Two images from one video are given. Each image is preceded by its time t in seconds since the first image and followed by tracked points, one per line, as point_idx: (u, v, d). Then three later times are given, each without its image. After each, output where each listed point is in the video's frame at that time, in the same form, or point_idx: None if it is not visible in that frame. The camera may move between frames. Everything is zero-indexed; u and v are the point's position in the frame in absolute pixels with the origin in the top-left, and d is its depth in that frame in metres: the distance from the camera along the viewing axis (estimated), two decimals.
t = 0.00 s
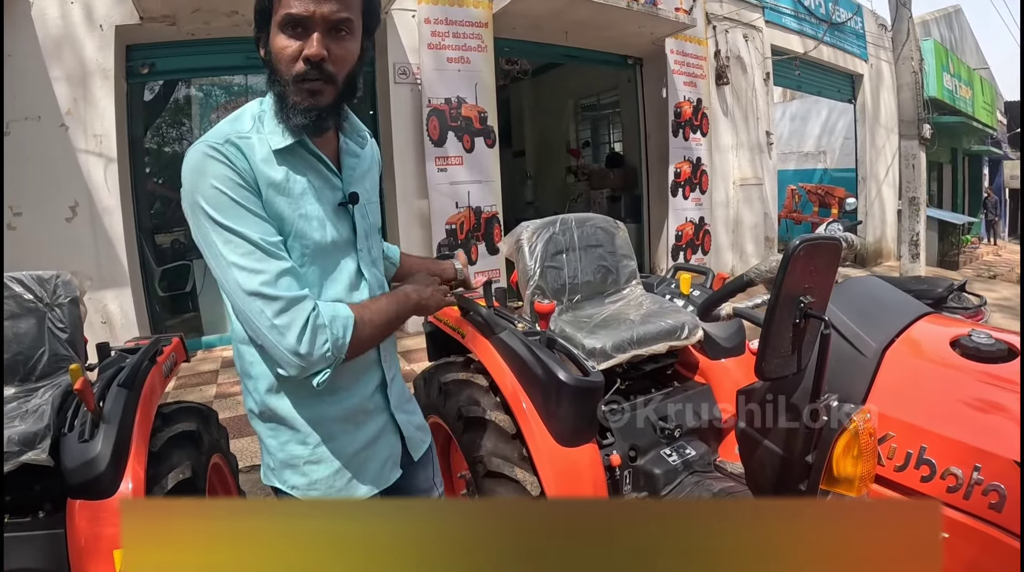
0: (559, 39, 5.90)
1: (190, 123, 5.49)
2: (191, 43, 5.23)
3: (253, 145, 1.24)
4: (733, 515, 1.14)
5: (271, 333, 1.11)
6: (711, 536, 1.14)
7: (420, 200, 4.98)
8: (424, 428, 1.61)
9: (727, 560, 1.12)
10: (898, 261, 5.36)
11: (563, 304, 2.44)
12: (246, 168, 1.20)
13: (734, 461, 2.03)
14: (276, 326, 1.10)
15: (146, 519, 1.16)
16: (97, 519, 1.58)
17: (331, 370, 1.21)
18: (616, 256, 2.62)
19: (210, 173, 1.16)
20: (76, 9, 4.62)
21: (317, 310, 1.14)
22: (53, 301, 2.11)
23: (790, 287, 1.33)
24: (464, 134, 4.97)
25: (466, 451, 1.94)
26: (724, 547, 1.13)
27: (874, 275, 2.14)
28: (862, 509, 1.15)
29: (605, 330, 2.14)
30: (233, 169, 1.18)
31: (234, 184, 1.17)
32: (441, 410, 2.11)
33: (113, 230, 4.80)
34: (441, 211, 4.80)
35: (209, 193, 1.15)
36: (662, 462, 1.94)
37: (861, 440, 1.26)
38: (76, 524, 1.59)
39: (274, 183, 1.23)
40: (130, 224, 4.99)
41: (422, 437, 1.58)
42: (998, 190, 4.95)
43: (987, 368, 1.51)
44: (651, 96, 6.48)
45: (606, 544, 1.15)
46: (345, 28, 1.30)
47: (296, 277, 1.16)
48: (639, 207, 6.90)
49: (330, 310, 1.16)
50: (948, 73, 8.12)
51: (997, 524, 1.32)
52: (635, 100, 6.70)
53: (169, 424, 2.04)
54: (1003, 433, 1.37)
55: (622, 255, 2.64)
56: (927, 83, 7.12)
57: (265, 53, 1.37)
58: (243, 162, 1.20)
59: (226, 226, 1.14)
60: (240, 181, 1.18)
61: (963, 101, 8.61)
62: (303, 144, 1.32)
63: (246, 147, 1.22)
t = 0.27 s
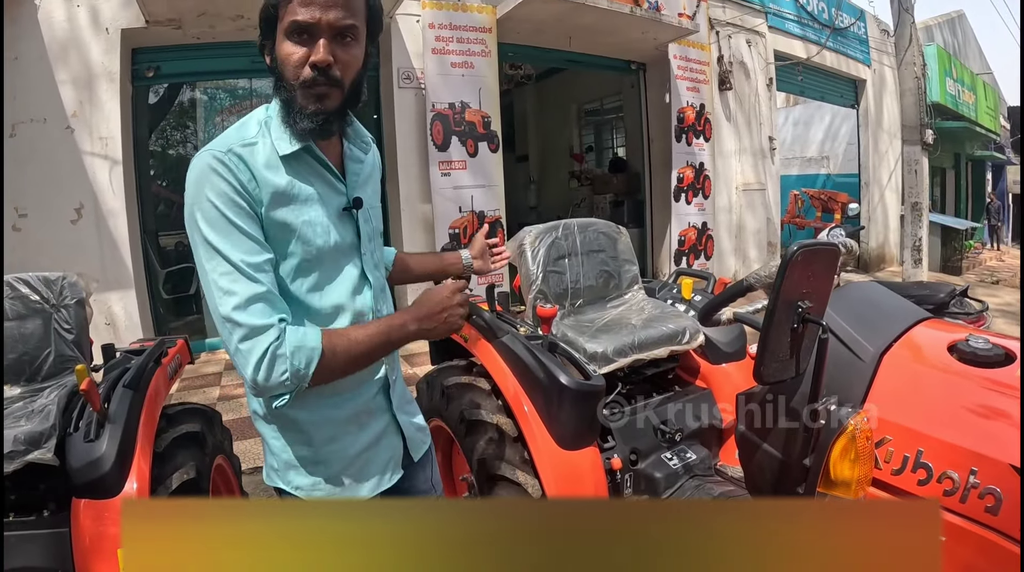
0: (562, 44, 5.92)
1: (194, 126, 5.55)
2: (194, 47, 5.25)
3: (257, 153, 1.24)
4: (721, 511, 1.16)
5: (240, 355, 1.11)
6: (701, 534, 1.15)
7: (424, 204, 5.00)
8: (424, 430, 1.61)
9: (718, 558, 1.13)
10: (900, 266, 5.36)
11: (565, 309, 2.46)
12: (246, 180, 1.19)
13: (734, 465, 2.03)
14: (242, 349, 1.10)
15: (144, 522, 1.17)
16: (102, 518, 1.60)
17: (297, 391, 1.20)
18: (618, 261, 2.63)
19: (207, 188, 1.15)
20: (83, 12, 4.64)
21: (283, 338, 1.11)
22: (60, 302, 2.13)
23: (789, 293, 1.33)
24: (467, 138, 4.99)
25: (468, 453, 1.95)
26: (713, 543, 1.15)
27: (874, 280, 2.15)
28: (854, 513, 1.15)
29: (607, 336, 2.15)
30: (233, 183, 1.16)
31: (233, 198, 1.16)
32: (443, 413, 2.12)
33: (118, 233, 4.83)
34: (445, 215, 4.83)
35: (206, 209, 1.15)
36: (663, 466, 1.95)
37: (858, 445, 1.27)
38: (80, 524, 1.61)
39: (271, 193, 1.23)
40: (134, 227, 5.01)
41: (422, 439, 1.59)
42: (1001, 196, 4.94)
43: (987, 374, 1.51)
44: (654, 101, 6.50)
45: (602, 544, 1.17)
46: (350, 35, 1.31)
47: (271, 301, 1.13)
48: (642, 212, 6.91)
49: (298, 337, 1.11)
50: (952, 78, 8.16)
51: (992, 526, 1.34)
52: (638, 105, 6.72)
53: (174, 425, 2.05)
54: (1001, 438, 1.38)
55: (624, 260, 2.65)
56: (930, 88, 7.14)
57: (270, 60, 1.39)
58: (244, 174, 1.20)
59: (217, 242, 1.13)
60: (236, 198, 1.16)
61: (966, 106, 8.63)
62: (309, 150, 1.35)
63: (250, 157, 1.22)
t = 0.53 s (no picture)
0: (566, 49, 5.95)
1: (197, 127, 5.74)
2: (199, 49, 5.47)
3: (258, 163, 1.26)
4: (720, 513, 1.17)
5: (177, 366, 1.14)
6: (700, 535, 1.17)
7: (427, 207, 5.03)
8: (427, 431, 1.62)
9: (718, 558, 1.15)
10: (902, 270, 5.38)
11: (566, 314, 2.47)
12: (243, 193, 1.21)
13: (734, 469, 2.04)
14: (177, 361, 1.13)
15: (147, 522, 1.18)
16: (109, 519, 1.62)
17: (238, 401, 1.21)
18: (620, 266, 2.65)
19: (198, 200, 1.17)
20: (88, 15, 4.77)
21: (199, 357, 1.10)
22: (68, 303, 2.14)
23: (787, 301, 1.35)
24: (471, 142, 5.01)
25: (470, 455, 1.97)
26: (713, 544, 1.16)
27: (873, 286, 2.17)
28: (855, 515, 1.17)
29: (607, 340, 2.16)
30: (225, 195, 1.18)
31: (223, 211, 1.17)
32: (445, 416, 2.14)
33: (122, 234, 4.80)
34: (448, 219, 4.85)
35: (193, 220, 1.17)
36: (664, 469, 1.96)
37: (853, 449, 1.30)
38: (86, 523, 1.62)
39: (267, 205, 1.25)
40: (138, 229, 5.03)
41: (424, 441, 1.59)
42: (1003, 201, 4.95)
43: (984, 380, 1.53)
44: (657, 106, 6.52)
45: (603, 546, 1.18)
46: (354, 46, 1.34)
47: (206, 318, 1.14)
48: (644, 216, 6.91)
49: (209, 358, 1.10)
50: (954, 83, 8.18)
51: (986, 530, 1.35)
52: (641, 110, 6.74)
53: (179, 426, 2.07)
54: (996, 443, 1.40)
55: (626, 265, 2.67)
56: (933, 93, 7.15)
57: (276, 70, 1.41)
58: (241, 186, 1.21)
59: (194, 254, 1.16)
60: (228, 213, 1.18)
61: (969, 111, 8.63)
62: (314, 157, 1.37)
63: (249, 168, 1.24)
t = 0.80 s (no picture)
0: (567, 52, 5.97)
1: (199, 128, 5.54)
2: (205, 51, 5.32)
3: (245, 165, 1.28)
4: (720, 513, 1.18)
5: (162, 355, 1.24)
6: (699, 535, 1.17)
7: (427, 209, 5.04)
8: (427, 436, 1.62)
9: (718, 558, 1.16)
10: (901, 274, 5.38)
11: (567, 315, 2.48)
12: (225, 195, 1.24)
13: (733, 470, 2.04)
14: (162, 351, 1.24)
15: (149, 521, 1.19)
16: (112, 516, 1.64)
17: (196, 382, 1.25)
18: (620, 267, 2.66)
19: (186, 203, 1.23)
20: (92, 15, 4.72)
21: (169, 348, 1.21)
22: (70, 302, 2.16)
23: (785, 299, 1.36)
24: (472, 145, 5.03)
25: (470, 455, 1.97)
26: (712, 544, 1.17)
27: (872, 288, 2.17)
28: (855, 516, 1.17)
29: (607, 341, 2.17)
30: (205, 197, 1.22)
31: (204, 213, 1.22)
32: (446, 416, 2.15)
33: (125, 235, 4.87)
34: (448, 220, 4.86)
35: (180, 222, 1.23)
36: (663, 470, 1.95)
37: (850, 448, 1.30)
38: (91, 520, 1.65)
39: (248, 206, 1.26)
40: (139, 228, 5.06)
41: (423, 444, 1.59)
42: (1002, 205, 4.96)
43: (982, 379, 1.53)
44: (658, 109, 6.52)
45: (603, 546, 1.19)
46: (354, 47, 1.34)
47: (180, 311, 1.23)
48: (645, 219, 6.93)
49: (174, 352, 1.20)
50: (955, 86, 8.19)
51: (981, 528, 1.37)
52: (643, 112, 6.75)
53: (181, 424, 2.08)
54: (991, 442, 1.41)
55: (626, 267, 2.68)
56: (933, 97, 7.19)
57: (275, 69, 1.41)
58: (223, 188, 1.24)
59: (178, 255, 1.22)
60: (205, 214, 1.22)
61: (969, 115, 8.67)
62: (303, 157, 1.35)
63: (234, 171, 1.26)
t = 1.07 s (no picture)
0: (568, 54, 5.98)
1: (200, 129, 5.57)
2: (207, 51, 5.31)
3: (240, 168, 1.28)
4: (721, 514, 1.18)
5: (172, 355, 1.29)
6: (700, 535, 1.18)
7: (428, 210, 5.05)
8: (431, 434, 1.60)
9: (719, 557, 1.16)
10: (901, 276, 5.39)
11: (567, 315, 2.48)
12: (220, 199, 1.25)
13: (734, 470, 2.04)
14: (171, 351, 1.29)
15: (151, 521, 1.20)
16: (114, 513, 1.64)
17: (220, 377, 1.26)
18: (621, 268, 2.66)
19: (185, 209, 1.26)
20: (94, 16, 4.74)
21: (178, 351, 1.25)
22: (73, 301, 2.17)
23: (785, 298, 1.36)
24: (473, 146, 5.03)
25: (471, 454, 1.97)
26: (713, 544, 1.17)
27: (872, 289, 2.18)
28: (852, 514, 1.18)
29: (608, 341, 2.17)
30: (201, 202, 1.24)
31: (201, 218, 1.24)
32: (448, 416, 2.15)
33: (126, 235, 4.88)
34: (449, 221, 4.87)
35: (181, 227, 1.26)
36: (664, 469, 1.96)
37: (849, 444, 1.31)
38: (92, 517, 1.65)
39: (243, 209, 1.26)
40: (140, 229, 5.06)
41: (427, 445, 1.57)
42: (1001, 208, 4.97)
43: (981, 378, 1.54)
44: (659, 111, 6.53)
45: (603, 545, 1.20)
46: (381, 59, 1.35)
47: (185, 313, 1.26)
48: (645, 221, 6.94)
49: (182, 356, 1.24)
50: (955, 89, 8.20)
51: (980, 524, 1.38)
52: (643, 114, 6.76)
53: (183, 423, 2.08)
54: (990, 440, 1.42)
55: (627, 267, 2.68)
56: (932, 99, 7.21)
57: (287, 64, 1.34)
58: (219, 192, 1.25)
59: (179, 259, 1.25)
60: (202, 220, 1.24)
61: (969, 117, 8.69)
62: (299, 158, 1.34)
63: (229, 174, 1.26)
